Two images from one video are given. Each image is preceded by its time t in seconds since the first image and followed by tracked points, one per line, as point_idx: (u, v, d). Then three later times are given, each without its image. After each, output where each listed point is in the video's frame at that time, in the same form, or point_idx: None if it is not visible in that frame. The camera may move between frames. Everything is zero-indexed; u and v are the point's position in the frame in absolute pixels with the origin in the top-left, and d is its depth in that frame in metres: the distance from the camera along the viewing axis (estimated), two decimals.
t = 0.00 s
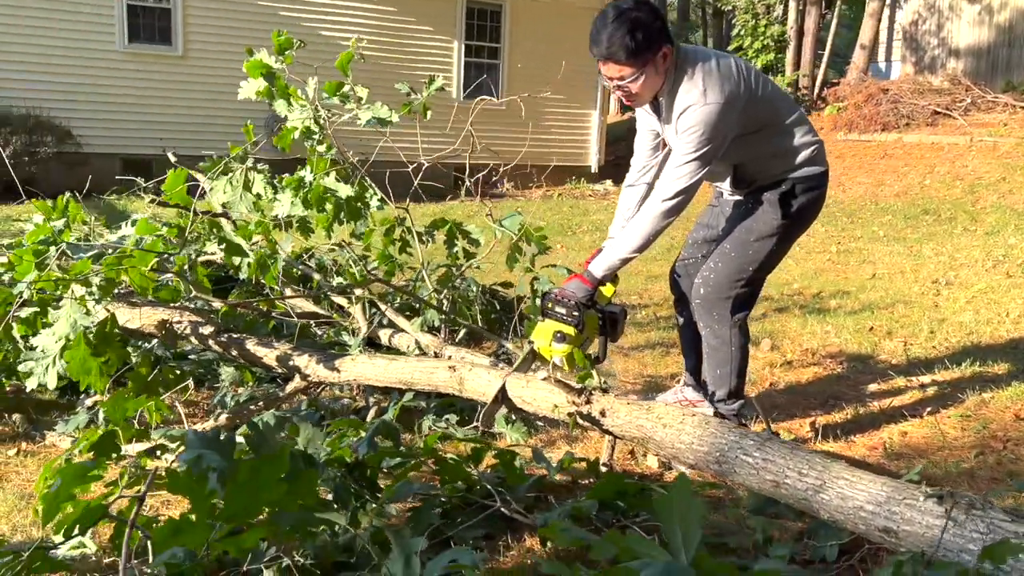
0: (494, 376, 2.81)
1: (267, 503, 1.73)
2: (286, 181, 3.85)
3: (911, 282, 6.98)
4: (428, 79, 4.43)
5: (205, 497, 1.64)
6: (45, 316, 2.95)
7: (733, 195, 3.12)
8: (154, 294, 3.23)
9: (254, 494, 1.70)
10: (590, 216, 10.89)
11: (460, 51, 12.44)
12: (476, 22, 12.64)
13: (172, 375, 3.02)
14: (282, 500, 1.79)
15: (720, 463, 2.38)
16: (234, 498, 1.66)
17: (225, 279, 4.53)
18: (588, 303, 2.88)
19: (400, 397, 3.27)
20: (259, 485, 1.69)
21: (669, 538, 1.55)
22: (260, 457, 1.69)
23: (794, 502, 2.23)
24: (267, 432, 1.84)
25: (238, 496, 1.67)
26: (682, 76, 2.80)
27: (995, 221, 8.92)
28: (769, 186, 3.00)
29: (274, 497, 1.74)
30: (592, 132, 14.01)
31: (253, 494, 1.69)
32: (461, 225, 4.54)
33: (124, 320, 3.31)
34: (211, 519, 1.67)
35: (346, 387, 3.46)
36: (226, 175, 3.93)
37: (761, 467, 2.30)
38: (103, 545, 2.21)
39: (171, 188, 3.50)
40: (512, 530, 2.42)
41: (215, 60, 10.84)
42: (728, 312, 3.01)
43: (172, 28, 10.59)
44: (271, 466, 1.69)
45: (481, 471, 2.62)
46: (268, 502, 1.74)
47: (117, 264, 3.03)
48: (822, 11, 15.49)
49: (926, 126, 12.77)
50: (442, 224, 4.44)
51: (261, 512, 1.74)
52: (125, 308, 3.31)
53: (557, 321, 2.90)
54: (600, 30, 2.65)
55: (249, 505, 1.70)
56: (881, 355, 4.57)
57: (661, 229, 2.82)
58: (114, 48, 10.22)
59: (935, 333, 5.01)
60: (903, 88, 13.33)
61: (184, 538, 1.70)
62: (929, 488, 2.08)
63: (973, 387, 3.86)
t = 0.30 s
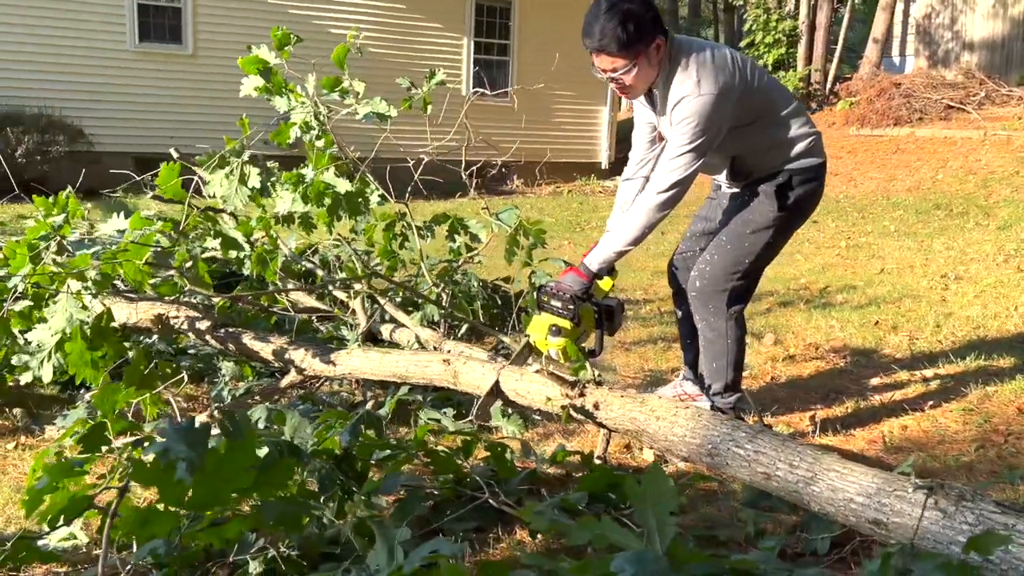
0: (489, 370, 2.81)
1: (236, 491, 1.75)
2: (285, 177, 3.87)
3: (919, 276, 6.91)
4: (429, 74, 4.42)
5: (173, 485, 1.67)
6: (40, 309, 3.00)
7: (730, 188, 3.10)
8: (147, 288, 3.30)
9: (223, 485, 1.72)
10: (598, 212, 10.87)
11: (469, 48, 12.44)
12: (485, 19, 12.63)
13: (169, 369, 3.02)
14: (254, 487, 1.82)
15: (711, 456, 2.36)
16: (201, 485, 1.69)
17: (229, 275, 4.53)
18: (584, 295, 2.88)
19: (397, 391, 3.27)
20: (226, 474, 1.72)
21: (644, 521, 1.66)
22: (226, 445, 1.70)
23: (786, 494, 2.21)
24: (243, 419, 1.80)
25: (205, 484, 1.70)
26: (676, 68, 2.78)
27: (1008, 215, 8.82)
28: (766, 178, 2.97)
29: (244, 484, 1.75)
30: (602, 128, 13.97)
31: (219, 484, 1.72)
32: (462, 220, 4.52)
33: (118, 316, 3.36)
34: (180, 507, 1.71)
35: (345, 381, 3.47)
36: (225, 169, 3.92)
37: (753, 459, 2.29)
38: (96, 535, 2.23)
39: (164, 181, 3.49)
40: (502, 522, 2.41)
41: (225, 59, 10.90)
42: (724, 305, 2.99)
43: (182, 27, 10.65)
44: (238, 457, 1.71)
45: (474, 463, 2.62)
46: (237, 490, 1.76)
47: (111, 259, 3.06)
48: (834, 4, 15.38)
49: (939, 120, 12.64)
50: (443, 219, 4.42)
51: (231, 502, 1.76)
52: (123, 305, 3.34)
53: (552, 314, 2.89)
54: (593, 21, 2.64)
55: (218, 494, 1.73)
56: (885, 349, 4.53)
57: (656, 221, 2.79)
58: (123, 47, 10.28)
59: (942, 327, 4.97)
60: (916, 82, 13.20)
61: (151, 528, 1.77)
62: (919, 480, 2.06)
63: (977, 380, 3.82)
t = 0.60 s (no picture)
0: (479, 365, 2.81)
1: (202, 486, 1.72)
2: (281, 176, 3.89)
3: (924, 271, 6.87)
4: (427, 71, 4.40)
5: (137, 481, 1.65)
6: (33, 310, 3.04)
7: (722, 184, 3.09)
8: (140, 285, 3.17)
9: (191, 478, 1.70)
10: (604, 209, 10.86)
11: (475, 46, 12.44)
12: (490, 17, 12.62)
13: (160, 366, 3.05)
14: (224, 483, 1.80)
15: (700, 452, 2.35)
16: (166, 481, 1.67)
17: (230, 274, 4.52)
18: (575, 293, 2.87)
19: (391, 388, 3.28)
20: (191, 468, 1.70)
21: (616, 519, 1.62)
22: (192, 440, 1.69)
23: (773, 490, 2.20)
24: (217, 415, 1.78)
25: (171, 479, 1.68)
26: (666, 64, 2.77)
27: (1017, 211, 8.75)
28: (757, 174, 2.96)
29: (211, 480, 1.73)
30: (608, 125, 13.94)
31: (186, 478, 1.69)
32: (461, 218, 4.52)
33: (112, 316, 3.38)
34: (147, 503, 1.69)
35: (340, 379, 3.48)
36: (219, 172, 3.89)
37: (741, 455, 2.27)
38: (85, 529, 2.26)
39: (157, 178, 3.51)
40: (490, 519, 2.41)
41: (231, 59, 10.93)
42: (714, 301, 2.98)
43: (188, 27, 10.70)
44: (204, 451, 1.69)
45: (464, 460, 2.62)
46: (206, 486, 1.74)
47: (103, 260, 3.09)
48: None
49: (948, 115, 12.56)
50: (441, 217, 4.40)
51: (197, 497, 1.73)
52: (117, 303, 3.36)
53: (543, 312, 2.87)
54: (582, 18, 2.64)
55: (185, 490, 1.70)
56: (885, 345, 4.50)
57: (647, 218, 2.78)
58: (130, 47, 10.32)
59: (944, 323, 4.94)
60: (924, 76, 13.10)
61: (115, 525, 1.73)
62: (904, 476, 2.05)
63: (976, 376, 3.80)
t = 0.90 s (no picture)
0: (473, 361, 2.82)
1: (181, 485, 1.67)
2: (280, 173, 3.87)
3: (927, 267, 6.85)
4: (426, 69, 4.36)
5: (114, 481, 1.66)
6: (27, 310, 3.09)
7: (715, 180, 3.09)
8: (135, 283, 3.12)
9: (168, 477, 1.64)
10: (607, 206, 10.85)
11: (478, 44, 12.44)
12: (494, 15, 12.61)
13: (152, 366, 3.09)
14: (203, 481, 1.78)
15: (692, 448, 2.34)
16: (143, 481, 1.62)
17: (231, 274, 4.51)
18: (569, 290, 2.88)
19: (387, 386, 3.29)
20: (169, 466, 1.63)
21: (592, 519, 1.59)
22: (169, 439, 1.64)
23: (764, 486, 2.19)
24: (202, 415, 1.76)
25: (148, 480, 1.63)
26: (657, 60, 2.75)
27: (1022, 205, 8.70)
28: (751, 170, 2.96)
29: (190, 479, 1.67)
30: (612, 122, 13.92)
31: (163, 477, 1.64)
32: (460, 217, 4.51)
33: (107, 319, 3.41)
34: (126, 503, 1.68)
35: (337, 378, 3.50)
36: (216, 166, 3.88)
37: (732, 451, 2.26)
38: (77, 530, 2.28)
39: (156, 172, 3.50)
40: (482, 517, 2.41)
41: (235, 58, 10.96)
42: (707, 297, 2.98)
43: (192, 28, 10.72)
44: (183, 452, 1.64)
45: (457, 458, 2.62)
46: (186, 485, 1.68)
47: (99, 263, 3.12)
48: None
49: (953, 109, 12.50)
50: (440, 217, 4.36)
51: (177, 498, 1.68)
52: (111, 305, 3.40)
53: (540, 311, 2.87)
54: (571, 17, 2.65)
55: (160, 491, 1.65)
56: (885, 341, 4.49)
57: (641, 215, 2.76)
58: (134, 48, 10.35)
59: (944, 318, 4.91)
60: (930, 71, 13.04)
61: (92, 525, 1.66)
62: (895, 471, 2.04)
63: (975, 372, 3.78)
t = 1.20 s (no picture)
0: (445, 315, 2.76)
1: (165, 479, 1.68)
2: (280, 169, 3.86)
3: (928, 261, 6.83)
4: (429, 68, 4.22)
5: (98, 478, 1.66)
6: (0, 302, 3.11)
7: (710, 172, 3.08)
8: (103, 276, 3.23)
9: (152, 472, 1.66)
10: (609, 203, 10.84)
11: (479, 41, 12.42)
12: (494, 12, 12.60)
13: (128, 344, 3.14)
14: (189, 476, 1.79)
15: (686, 442, 2.33)
16: (126, 475, 1.63)
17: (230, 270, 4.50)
18: (573, 274, 2.85)
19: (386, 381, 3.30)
20: (152, 462, 1.64)
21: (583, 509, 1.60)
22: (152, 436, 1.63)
23: (757, 479, 2.19)
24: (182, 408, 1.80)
25: (132, 475, 1.64)
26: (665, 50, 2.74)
27: None
28: (747, 163, 2.96)
29: (175, 473, 1.68)
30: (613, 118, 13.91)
31: (149, 473, 1.66)
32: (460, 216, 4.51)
33: (86, 308, 3.43)
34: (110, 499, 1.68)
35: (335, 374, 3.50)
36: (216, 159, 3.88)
37: (726, 444, 2.26)
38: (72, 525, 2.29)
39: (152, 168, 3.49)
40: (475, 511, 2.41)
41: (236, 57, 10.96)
42: (697, 288, 2.97)
43: (193, 27, 10.72)
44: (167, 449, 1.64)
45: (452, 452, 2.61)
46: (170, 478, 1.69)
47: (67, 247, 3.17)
48: None
49: (955, 103, 12.47)
50: (440, 214, 4.35)
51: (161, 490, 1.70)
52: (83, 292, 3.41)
53: (542, 295, 2.89)
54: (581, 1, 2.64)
55: (144, 485, 1.67)
56: (884, 335, 4.48)
57: (646, 206, 2.75)
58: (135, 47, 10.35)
59: (944, 312, 4.90)
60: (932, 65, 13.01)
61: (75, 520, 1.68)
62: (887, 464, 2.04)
63: (973, 365, 3.78)
